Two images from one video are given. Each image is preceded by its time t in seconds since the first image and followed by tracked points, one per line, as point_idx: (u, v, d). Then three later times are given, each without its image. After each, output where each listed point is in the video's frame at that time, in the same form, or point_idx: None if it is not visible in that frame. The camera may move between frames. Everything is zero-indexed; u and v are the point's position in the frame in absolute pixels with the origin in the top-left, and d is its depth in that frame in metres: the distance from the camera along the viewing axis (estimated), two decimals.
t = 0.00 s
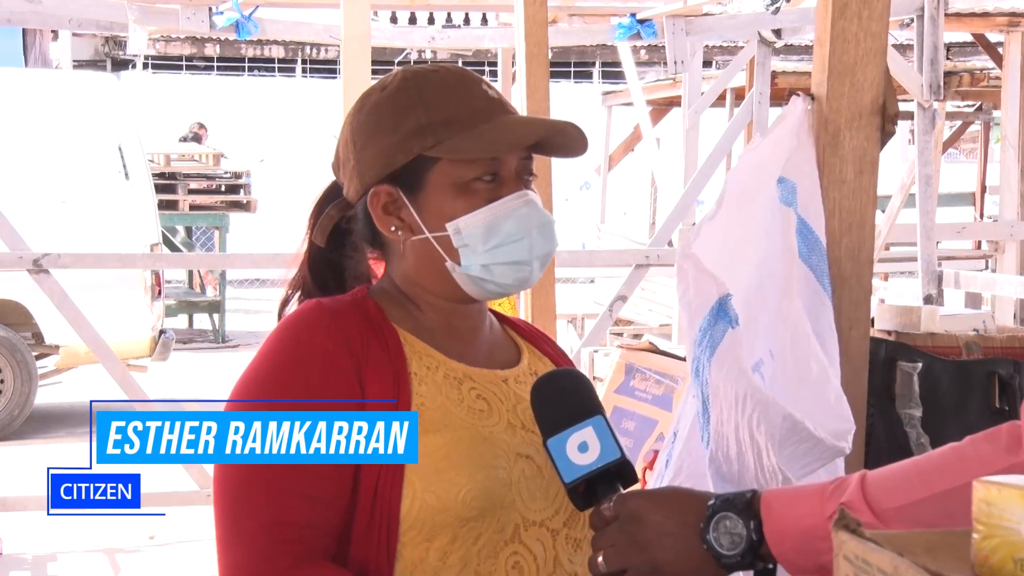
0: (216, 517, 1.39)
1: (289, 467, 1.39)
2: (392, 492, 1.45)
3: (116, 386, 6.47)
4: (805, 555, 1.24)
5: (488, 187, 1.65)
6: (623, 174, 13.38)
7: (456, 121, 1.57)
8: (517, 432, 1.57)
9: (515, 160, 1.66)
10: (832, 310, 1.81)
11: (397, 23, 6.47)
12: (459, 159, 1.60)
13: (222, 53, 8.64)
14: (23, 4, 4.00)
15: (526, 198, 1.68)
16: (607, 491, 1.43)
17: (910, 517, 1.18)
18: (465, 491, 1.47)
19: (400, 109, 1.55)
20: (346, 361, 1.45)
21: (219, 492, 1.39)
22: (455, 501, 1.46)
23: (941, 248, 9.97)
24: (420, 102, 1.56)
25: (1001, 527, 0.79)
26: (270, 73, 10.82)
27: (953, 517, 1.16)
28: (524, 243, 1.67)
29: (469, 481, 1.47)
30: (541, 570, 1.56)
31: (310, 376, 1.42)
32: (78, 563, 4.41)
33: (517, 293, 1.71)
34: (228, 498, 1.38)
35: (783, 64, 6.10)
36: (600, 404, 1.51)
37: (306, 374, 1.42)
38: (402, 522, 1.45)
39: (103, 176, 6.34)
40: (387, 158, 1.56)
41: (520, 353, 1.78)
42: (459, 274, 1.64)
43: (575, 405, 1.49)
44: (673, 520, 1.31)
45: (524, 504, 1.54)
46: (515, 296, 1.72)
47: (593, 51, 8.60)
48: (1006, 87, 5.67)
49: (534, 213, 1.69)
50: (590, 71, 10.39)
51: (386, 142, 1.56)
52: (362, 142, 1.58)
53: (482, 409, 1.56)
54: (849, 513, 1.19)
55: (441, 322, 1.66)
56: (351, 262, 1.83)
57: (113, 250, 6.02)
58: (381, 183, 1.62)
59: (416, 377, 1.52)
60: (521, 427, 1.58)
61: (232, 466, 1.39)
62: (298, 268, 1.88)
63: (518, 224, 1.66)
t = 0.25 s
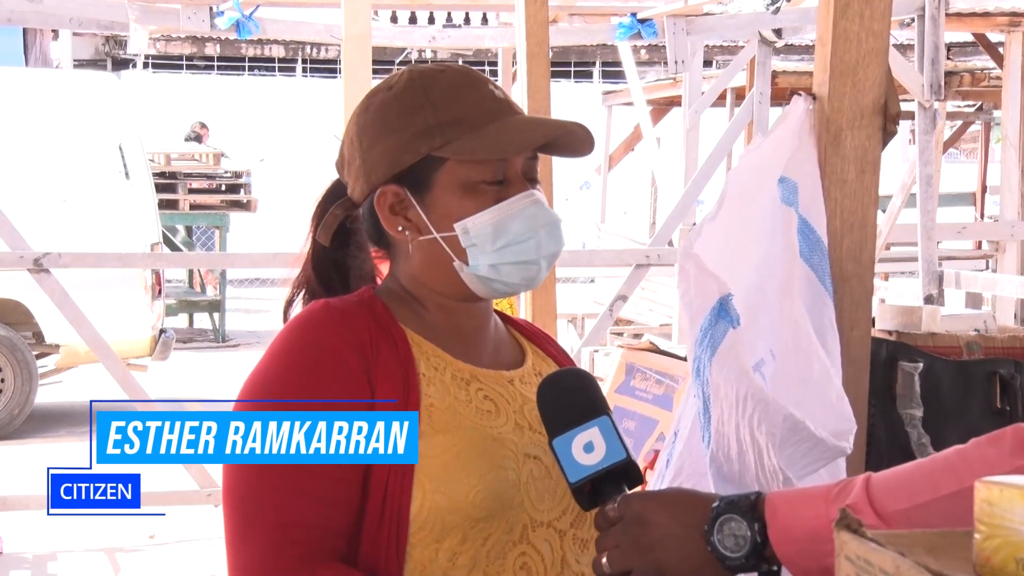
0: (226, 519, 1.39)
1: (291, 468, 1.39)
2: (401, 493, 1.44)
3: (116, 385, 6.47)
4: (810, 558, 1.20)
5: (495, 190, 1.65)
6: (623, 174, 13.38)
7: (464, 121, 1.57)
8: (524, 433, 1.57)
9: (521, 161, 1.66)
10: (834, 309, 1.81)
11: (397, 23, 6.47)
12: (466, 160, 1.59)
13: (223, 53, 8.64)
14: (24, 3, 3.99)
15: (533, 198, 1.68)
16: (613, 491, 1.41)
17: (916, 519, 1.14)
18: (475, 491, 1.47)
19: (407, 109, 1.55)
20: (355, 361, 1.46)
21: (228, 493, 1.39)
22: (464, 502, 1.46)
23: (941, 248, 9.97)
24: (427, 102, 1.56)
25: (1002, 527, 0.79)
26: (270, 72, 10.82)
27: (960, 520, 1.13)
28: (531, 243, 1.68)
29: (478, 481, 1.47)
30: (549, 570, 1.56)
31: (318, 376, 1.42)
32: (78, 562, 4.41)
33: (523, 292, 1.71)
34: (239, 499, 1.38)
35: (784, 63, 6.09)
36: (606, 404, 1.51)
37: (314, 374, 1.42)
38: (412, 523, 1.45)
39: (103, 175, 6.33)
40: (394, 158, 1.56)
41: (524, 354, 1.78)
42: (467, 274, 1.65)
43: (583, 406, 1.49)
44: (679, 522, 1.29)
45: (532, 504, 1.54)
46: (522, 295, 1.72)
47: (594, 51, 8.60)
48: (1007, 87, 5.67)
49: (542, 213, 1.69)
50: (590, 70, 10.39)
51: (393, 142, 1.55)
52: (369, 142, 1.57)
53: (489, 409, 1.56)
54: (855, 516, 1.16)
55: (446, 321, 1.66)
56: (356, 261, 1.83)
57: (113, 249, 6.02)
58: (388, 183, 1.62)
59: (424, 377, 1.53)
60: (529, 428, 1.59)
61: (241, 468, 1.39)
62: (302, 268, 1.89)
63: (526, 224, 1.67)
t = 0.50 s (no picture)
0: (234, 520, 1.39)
1: (293, 468, 1.39)
2: (409, 494, 1.44)
3: (117, 384, 6.47)
4: (815, 559, 1.20)
5: (490, 191, 1.65)
6: (624, 174, 13.38)
7: (463, 122, 1.57)
8: (530, 433, 1.57)
9: (521, 162, 1.66)
10: (835, 308, 1.81)
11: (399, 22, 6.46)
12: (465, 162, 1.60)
13: (224, 52, 8.65)
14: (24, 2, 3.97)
15: (532, 200, 1.68)
16: (618, 491, 1.42)
17: (920, 521, 1.13)
18: (482, 493, 1.47)
19: (406, 109, 1.55)
20: (362, 361, 1.46)
21: (235, 493, 1.39)
22: (472, 503, 1.46)
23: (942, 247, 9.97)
24: (427, 103, 1.56)
25: (1006, 526, 0.79)
26: (272, 72, 10.83)
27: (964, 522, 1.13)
28: (529, 245, 1.68)
29: (486, 482, 1.47)
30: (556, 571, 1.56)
31: (324, 377, 1.42)
32: (79, 561, 4.42)
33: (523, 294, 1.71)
34: (245, 501, 1.38)
35: (785, 63, 6.10)
36: (613, 404, 1.51)
37: (320, 374, 1.42)
38: (420, 524, 1.45)
39: (104, 174, 6.33)
40: (393, 159, 1.56)
41: (529, 355, 1.78)
42: (464, 276, 1.65)
43: (594, 407, 1.49)
44: (683, 522, 1.29)
45: (539, 505, 1.54)
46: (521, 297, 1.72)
47: (595, 50, 8.59)
48: (1008, 87, 5.66)
49: (541, 215, 1.69)
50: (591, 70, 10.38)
51: (392, 142, 1.55)
52: (369, 142, 1.58)
53: (496, 410, 1.56)
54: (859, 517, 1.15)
55: (450, 320, 1.67)
56: (362, 259, 1.83)
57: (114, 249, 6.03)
58: (387, 183, 1.62)
59: (431, 378, 1.52)
60: (535, 429, 1.59)
61: (248, 469, 1.39)
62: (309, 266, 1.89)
63: (524, 226, 1.66)
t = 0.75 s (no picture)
0: (237, 519, 1.39)
1: (293, 469, 1.39)
2: (412, 494, 1.45)
3: (118, 384, 6.47)
4: (825, 564, 1.19)
5: (496, 189, 1.65)
6: (625, 174, 13.38)
7: (464, 123, 1.57)
8: (533, 433, 1.57)
9: (524, 162, 1.66)
10: (837, 309, 1.81)
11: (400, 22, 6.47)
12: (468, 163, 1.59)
13: (225, 52, 8.65)
14: (26, 2, 3.99)
15: (536, 200, 1.68)
16: (627, 494, 1.41)
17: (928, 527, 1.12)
18: (485, 492, 1.47)
19: (407, 111, 1.55)
20: (366, 359, 1.46)
21: (238, 492, 1.40)
22: (474, 503, 1.46)
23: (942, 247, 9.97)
24: (428, 104, 1.56)
25: (1007, 527, 0.78)
26: (273, 72, 10.84)
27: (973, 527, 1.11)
28: (534, 245, 1.68)
29: (489, 482, 1.47)
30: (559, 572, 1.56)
31: (327, 375, 1.43)
32: (81, 561, 4.42)
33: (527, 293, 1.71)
34: (248, 500, 1.38)
35: (786, 63, 6.09)
36: (621, 404, 1.51)
37: (323, 373, 1.42)
38: (422, 523, 1.45)
39: (105, 174, 6.33)
40: (394, 160, 1.56)
41: (532, 355, 1.78)
42: (469, 276, 1.65)
43: (599, 406, 1.49)
44: (692, 526, 1.29)
45: (541, 505, 1.54)
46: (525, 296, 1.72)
47: (595, 50, 8.59)
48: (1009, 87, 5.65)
49: (546, 214, 1.69)
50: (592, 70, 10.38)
51: (394, 144, 1.56)
52: (370, 143, 1.58)
53: (499, 409, 1.56)
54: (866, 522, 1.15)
55: (454, 320, 1.67)
56: (362, 261, 1.84)
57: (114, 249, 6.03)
58: (389, 185, 1.62)
59: (434, 377, 1.53)
60: (538, 429, 1.59)
61: (250, 468, 1.39)
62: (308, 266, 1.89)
63: (529, 226, 1.66)
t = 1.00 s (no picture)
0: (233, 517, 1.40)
1: (290, 468, 1.39)
2: (408, 493, 1.45)
3: (118, 384, 6.48)
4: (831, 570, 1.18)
5: (489, 192, 1.65)
6: (625, 174, 13.39)
7: (457, 123, 1.57)
8: (530, 431, 1.57)
9: (518, 162, 1.66)
10: (837, 309, 1.81)
11: (400, 22, 6.47)
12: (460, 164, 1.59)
13: (225, 52, 8.65)
14: (26, 3, 4.01)
15: (531, 201, 1.67)
16: (634, 496, 1.41)
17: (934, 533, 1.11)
18: (481, 491, 1.47)
19: (400, 112, 1.55)
20: (362, 358, 1.46)
21: (234, 491, 1.40)
22: (470, 501, 1.46)
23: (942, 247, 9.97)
24: (421, 105, 1.56)
25: (1006, 526, 0.78)
26: (273, 72, 10.84)
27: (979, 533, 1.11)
28: (527, 246, 1.67)
29: (486, 480, 1.47)
30: (557, 571, 1.56)
31: (325, 374, 1.43)
32: (81, 562, 4.42)
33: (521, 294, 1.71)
34: (244, 498, 1.38)
35: (786, 63, 6.09)
36: (628, 404, 1.50)
37: (320, 372, 1.43)
38: (418, 522, 1.45)
39: (105, 174, 6.33)
40: (388, 161, 1.56)
41: (531, 353, 1.79)
42: (461, 279, 1.65)
43: (598, 405, 1.49)
44: (699, 529, 1.28)
45: (539, 504, 1.54)
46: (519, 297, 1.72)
47: (595, 50, 8.60)
48: (1009, 87, 5.65)
49: (540, 216, 1.68)
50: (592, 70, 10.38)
51: (388, 145, 1.56)
52: (365, 145, 1.58)
53: (496, 408, 1.56)
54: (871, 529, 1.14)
55: (452, 321, 1.68)
56: (360, 261, 1.84)
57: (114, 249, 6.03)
58: (383, 186, 1.62)
59: (430, 375, 1.53)
60: (535, 427, 1.59)
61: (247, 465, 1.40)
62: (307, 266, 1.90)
63: (522, 228, 1.66)
